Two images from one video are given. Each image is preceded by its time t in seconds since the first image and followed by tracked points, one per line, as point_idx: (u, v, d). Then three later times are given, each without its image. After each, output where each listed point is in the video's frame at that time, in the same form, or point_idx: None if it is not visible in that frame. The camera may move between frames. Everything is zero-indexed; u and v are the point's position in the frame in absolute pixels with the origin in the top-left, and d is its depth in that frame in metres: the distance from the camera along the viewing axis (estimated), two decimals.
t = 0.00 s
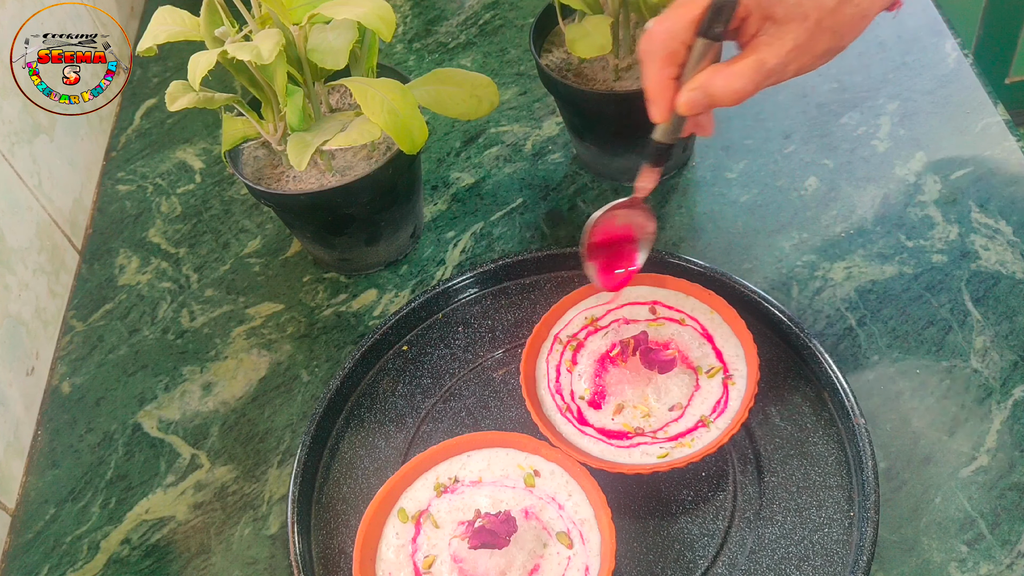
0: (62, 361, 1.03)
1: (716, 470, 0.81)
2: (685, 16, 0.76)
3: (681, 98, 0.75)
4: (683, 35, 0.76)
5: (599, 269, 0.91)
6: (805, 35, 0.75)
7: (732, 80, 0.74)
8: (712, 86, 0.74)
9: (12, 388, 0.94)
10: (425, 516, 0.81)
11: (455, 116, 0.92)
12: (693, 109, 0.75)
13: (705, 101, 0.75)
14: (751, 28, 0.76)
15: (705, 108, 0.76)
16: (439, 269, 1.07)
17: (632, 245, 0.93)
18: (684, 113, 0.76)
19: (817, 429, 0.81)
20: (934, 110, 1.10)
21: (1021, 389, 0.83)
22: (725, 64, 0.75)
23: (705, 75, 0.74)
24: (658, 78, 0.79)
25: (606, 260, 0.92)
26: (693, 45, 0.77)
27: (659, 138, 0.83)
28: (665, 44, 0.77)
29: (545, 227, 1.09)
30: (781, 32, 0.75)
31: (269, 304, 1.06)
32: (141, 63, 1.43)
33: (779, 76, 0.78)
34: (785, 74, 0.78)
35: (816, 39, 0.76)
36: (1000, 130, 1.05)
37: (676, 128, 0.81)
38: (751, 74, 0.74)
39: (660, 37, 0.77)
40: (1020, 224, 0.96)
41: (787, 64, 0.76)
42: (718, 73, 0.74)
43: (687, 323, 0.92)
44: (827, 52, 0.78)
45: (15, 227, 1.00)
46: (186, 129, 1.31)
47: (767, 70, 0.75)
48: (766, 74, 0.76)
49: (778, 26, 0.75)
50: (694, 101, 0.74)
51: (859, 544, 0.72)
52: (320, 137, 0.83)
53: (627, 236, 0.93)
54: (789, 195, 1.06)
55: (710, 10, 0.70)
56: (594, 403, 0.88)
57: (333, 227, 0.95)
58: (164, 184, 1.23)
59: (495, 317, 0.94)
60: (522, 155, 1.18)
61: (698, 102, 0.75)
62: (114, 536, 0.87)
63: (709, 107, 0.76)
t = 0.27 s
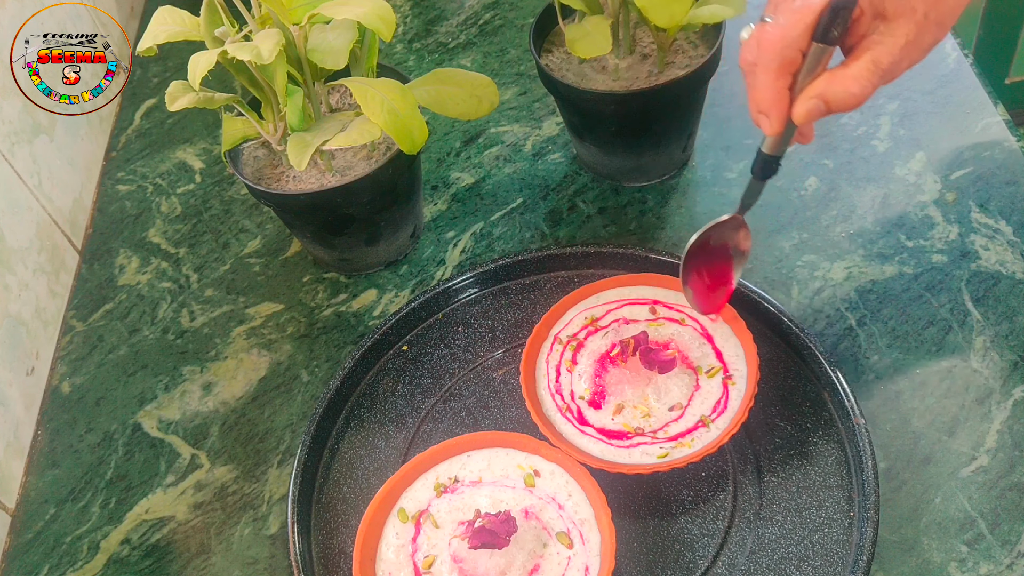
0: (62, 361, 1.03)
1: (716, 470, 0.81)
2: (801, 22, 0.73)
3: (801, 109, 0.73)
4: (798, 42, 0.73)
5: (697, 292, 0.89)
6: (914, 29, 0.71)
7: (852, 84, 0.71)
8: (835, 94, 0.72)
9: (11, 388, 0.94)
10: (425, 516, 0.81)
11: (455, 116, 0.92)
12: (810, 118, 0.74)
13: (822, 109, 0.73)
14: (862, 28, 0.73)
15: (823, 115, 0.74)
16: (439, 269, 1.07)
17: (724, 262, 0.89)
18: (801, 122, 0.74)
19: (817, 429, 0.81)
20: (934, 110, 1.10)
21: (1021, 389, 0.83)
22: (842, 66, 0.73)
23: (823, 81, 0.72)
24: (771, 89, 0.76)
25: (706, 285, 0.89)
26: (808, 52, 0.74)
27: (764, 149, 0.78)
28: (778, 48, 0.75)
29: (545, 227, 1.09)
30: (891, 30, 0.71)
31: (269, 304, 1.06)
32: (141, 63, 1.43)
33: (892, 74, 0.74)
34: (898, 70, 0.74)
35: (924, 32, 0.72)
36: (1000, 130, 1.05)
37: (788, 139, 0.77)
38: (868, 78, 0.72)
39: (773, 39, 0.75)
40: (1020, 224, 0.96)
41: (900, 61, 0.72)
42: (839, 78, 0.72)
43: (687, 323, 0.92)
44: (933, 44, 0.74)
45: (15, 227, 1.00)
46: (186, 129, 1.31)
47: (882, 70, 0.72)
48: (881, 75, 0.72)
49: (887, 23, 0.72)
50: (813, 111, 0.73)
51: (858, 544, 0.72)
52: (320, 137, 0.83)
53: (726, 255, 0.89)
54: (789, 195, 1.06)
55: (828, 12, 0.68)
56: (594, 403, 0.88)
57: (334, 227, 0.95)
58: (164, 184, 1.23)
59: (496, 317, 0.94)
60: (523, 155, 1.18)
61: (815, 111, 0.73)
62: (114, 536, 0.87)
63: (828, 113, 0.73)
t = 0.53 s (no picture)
0: (62, 361, 1.03)
1: (716, 470, 0.81)
2: (822, 54, 0.68)
3: (822, 145, 0.66)
4: (821, 75, 0.68)
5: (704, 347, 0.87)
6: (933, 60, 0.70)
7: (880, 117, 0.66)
8: (860, 130, 0.65)
9: (12, 389, 0.94)
10: (425, 516, 0.81)
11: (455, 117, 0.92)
12: (834, 155, 0.66)
13: (848, 146, 0.66)
14: (884, 59, 0.70)
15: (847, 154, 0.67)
16: (439, 269, 1.07)
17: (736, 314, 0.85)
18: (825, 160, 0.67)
19: (817, 429, 0.81)
20: (934, 110, 1.10)
21: (1021, 389, 0.83)
22: (865, 102, 0.67)
23: (847, 116, 0.65)
24: (791, 127, 0.69)
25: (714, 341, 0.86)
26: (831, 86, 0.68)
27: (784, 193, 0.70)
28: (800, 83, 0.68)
29: (545, 228, 1.09)
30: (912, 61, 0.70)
31: (269, 304, 1.06)
32: (141, 63, 1.43)
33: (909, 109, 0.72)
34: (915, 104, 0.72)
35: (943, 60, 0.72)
36: (1000, 131, 1.05)
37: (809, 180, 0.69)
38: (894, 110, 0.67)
39: (791, 74, 0.69)
40: (1020, 224, 0.96)
41: (922, 91, 0.70)
42: (865, 112, 0.65)
43: (687, 323, 0.92)
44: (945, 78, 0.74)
45: (15, 227, 1.00)
46: (186, 129, 1.31)
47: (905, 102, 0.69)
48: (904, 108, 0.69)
49: (908, 53, 0.70)
50: (837, 147, 0.65)
51: (858, 544, 0.72)
52: (320, 137, 0.83)
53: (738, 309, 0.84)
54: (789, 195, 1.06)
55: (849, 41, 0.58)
56: (594, 403, 0.88)
57: (334, 227, 0.95)
58: (164, 184, 1.23)
59: (496, 317, 0.94)
60: (522, 156, 1.18)
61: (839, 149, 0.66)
62: (114, 536, 0.87)
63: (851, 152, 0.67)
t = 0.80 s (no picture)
0: (62, 361, 1.03)
1: (716, 470, 0.81)
2: (756, 80, 0.67)
3: (755, 174, 0.68)
4: (753, 102, 0.67)
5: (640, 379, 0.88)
6: (875, 90, 0.67)
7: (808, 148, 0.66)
8: (790, 159, 0.67)
9: (11, 389, 0.94)
10: (425, 516, 0.81)
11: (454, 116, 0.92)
12: (769, 183, 0.68)
13: (782, 174, 0.67)
14: (821, 88, 0.67)
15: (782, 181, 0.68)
16: (439, 269, 1.07)
17: (669, 344, 0.89)
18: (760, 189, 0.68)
19: (817, 429, 0.81)
20: (934, 110, 1.10)
21: (1021, 389, 0.83)
22: (800, 131, 0.67)
23: (781, 144, 0.67)
24: (725, 156, 0.70)
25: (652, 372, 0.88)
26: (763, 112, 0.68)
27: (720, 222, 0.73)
28: (733, 107, 0.68)
29: (545, 228, 1.09)
30: (851, 90, 0.67)
31: (269, 304, 1.06)
32: (141, 63, 1.43)
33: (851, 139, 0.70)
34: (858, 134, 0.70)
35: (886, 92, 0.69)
36: (1000, 131, 1.05)
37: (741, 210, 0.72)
38: (831, 140, 0.66)
39: (727, 100, 0.68)
40: (1020, 224, 0.96)
41: (860, 122, 0.68)
42: (800, 140, 0.66)
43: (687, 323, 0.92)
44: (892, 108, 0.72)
45: (15, 227, 1.00)
46: (186, 129, 1.31)
47: (844, 132, 0.67)
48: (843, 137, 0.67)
49: (849, 82, 0.67)
50: (772, 176, 0.67)
51: (858, 544, 0.72)
52: (320, 137, 0.83)
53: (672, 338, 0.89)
54: (789, 195, 1.06)
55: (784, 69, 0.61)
56: (594, 403, 0.88)
57: (333, 227, 0.95)
58: (164, 184, 1.23)
59: (496, 317, 0.94)
60: (522, 156, 1.18)
61: (775, 176, 0.67)
62: (114, 536, 0.87)
63: (787, 179, 0.68)
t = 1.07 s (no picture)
0: (62, 361, 1.03)
1: (716, 470, 0.81)
2: (629, 42, 0.87)
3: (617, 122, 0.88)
4: (624, 49, 0.86)
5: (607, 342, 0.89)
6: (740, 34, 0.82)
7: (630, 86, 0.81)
8: (647, 77, 0.79)
9: (11, 389, 0.94)
10: (425, 516, 0.81)
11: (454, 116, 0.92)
12: (633, 99, 0.80)
13: (643, 90, 0.79)
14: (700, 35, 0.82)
15: (650, 99, 0.80)
16: (439, 269, 1.07)
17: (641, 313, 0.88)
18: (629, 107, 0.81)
19: (817, 429, 0.81)
20: (934, 111, 1.10)
21: (1021, 389, 0.83)
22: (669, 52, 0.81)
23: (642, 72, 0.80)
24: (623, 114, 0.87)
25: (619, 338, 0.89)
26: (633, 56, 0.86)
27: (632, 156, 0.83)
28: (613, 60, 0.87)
29: (545, 228, 1.09)
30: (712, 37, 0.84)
31: (269, 304, 1.06)
32: (141, 63, 1.43)
33: (722, 61, 0.82)
34: (731, 56, 0.82)
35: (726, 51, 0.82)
36: (999, 131, 1.05)
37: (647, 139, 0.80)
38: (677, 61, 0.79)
39: (616, 57, 0.86)
40: (1020, 224, 0.96)
41: (724, 68, 0.83)
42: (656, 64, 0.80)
43: (687, 323, 0.92)
44: (782, 47, 0.82)
45: (15, 227, 1.00)
46: (186, 129, 1.31)
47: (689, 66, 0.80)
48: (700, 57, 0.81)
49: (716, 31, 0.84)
50: (634, 93, 0.80)
51: (859, 544, 0.72)
52: (320, 137, 0.83)
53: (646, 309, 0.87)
54: (789, 195, 1.06)
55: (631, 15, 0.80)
56: (594, 403, 0.88)
57: (334, 228, 0.95)
58: (164, 184, 1.23)
59: (496, 317, 0.94)
60: (522, 156, 1.18)
61: (638, 94, 0.80)
62: (114, 536, 0.87)
63: (649, 98, 0.80)
